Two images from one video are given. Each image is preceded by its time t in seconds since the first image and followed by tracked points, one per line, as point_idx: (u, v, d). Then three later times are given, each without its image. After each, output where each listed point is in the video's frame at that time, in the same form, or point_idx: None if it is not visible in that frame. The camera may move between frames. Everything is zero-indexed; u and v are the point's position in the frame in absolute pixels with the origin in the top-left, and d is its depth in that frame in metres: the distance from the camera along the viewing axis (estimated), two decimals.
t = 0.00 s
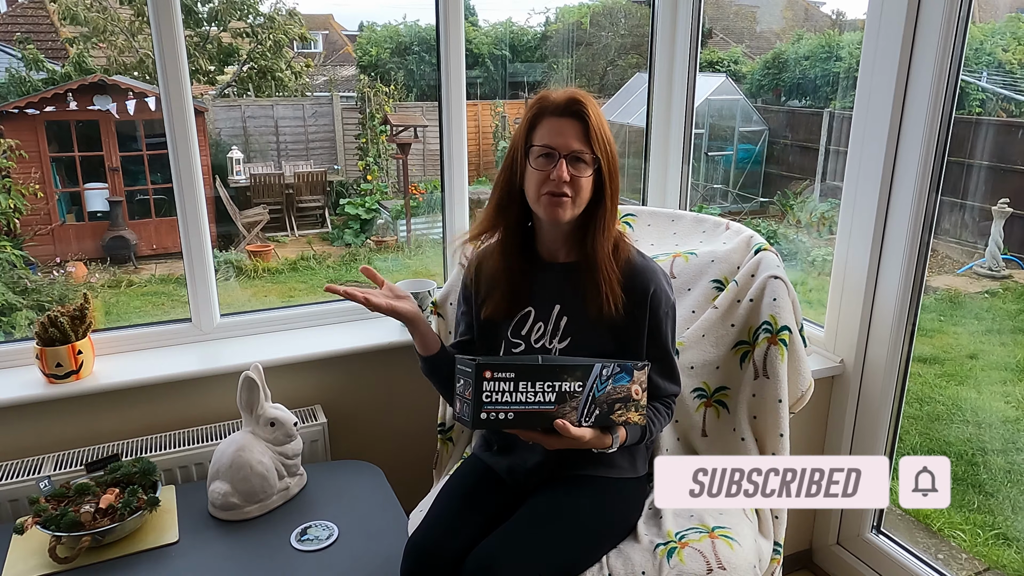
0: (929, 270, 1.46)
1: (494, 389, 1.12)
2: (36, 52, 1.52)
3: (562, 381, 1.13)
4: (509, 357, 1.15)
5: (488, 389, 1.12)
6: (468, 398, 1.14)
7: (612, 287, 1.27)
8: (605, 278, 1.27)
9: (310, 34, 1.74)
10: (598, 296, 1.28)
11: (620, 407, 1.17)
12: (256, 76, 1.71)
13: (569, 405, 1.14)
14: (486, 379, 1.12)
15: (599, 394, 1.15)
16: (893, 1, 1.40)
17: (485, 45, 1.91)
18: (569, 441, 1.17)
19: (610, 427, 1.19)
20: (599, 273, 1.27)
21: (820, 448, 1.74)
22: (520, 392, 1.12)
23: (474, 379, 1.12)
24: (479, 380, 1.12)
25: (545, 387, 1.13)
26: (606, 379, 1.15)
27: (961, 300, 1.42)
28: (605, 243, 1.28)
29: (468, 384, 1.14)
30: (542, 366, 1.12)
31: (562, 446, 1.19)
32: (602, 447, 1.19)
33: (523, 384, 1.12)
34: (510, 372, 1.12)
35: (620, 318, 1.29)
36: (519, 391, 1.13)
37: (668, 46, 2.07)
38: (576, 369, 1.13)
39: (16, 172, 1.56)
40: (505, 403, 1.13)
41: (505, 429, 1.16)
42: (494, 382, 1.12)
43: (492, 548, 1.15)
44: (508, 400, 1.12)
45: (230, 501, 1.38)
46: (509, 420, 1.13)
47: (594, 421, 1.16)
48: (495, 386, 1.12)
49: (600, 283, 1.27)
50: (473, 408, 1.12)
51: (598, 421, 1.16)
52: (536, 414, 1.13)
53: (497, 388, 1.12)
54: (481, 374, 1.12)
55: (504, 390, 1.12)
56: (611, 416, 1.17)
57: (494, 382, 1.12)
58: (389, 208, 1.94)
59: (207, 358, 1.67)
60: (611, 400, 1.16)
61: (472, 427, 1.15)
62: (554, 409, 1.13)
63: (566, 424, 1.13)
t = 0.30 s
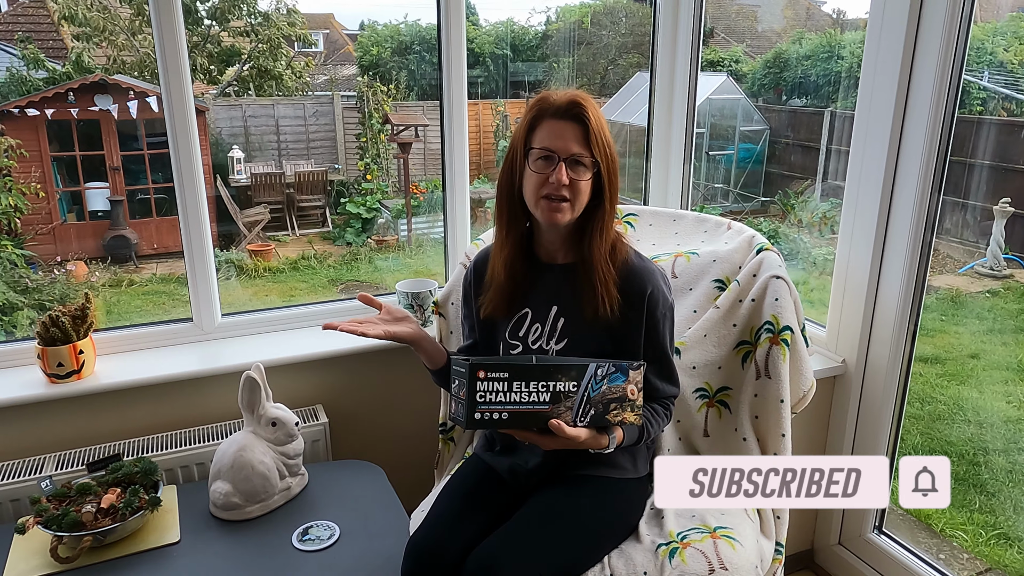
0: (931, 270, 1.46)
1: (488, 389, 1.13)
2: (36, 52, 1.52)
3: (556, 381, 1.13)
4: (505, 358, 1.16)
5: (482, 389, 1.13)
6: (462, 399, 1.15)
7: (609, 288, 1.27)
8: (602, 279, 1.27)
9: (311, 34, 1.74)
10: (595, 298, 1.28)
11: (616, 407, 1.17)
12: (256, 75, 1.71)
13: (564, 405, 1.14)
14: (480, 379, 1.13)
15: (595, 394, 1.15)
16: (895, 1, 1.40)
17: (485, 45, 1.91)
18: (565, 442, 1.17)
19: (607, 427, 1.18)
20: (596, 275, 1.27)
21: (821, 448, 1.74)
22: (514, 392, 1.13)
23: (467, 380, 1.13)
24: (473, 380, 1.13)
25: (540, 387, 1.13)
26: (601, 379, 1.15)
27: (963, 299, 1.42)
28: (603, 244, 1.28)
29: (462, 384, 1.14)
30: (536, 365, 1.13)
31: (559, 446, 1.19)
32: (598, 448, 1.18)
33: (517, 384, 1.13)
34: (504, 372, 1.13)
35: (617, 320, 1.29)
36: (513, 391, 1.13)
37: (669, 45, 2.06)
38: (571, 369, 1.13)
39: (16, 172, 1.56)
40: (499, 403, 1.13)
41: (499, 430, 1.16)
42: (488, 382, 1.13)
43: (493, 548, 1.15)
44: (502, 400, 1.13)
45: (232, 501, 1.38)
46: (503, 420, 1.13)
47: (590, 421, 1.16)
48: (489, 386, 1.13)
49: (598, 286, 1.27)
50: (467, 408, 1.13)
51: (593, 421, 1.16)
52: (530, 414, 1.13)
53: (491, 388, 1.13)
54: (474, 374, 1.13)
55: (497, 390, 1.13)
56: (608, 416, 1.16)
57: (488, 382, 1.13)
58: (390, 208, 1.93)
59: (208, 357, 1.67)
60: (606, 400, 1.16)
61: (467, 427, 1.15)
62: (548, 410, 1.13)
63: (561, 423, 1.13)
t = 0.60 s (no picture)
0: (932, 270, 1.46)
1: (492, 389, 1.12)
2: (36, 51, 1.52)
3: (559, 382, 1.13)
4: (507, 359, 1.16)
5: (486, 390, 1.12)
6: (466, 400, 1.15)
7: (611, 288, 1.27)
8: (604, 279, 1.27)
9: (311, 33, 1.74)
10: (597, 299, 1.27)
11: (619, 406, 1.17)
12: (257, 74, 1.70)
13: (567, 405, 1.14)
14: (483, 380, 1.12)
15: (598, 394, 1.15)
16: None
17: (485, 44, 1.91)
18: (568, 442, 1.17)
19: (610, 427, 1.18)
20: (598, 275, 1.27)
21: (822, 448, 1.74)
22: (518, 393, 1.13)
23: (471, 381, 1.13)
24: (477, 381, 1.12)
25: (543, 388, 1.13)
26: (604, 379, 1.15)
27: (964, 299, 1.42)
28: (604, 244, 1.28)
29: (466, 385, 1.14)
30: (539, 366, 1.12)
31: (562, 446, 1.19)
32: (602, 447, 1.18)
33: (520, 385, 1.13)
34: (508, 373, 1.13)
35: (619, 319, 1.29)
36: (517, 392, 1.13)
37: (670, 44, 2.06)
38: (574, 369, 1.13)
39: (16, 171, 1.56)
40: (502, 404, 1.13)
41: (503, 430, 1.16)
42: (492, 383, 1.12)
43: (494, 548, 1.14)
44: (506, 401, 1.13)
45: (234, 501, 1.38)
46: (507, 421, 1.13)
47: (593, 421, 1.16)
48: (492, 387, 1.12)
49: (599, 285, 1.27)
50: (471, 409, 1.13)
51: (597, 421, 1.16)
52: (534, 414, 1.13)
53: (494, 389, 1.12)
54: (478, 375, 1.12)
55: (501, 390, 1.13)
56: (611, 416, 1.16)
57: (492, 383, 1.12)
58: (391, 208, 1.93)
59: (209, 357, 1.67)
60: (610, 399, 1.16)
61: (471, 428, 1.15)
62: (552, 410, 1.13)
63: (565, 423, 1.13)
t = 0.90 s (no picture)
0: (932, 269, 1.46)
1: (495, 391, 1.12)
2: (36, 52, 1.52)
3: (562, 383, 1.13)
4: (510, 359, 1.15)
5: (489, 392, 1.12)
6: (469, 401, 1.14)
7: (613, 288, 1.27)
8: (606, 279, 1.27)
9: (311, 34, 1.74)
10: (598, 299, 1.27)
11: (621, 407, 1.17)
12: (257, 75, 1.70)
13: (570, 406, 1.14)
14: (487, 381, 1.11)
15: (601, 394, 1.15)
16: None
17: (485, 44, 1.91)
18: (571, 442, 1.17)
19: (612, 428, 1.18)
20: (600, 275, 1.27)
21: (822, 448, 1.74)
22: (521, 394, 1.12)
23: (474, 381, 1.12)
24: (480, 382, 1.11)
25: (546, 389, 1.12)
26: (607, 380, 1.15)
27: (964, 299, 1.42)
28: (606, 244, 1.28)
29: (469, 386, 1.13)
30: (543, 367, 1.12)
31: (564, 447, 1.19)
32: (603, 448, 1.18)
33: (524, 386, 1.12)
34: (511, 374, 1.12)
35: (621, 320, 1.29)
36: (520, 393, 1.12)
37: (670, 44, 2.06)
38: (577, 370, 1.13)
39: (16, 171, 1.56)
40: (505, 405, 1.12)
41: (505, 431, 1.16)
42: (495, 384, 1.12)
43: (494, 548, 1.14)
44: (509, 402, 1.12)
45: (233, 501, 1.38)
46: (510, 422, 1.13)
47: (595, 421, 1.16)
48: (495, 388, 1.12)
49: (601, 286, 1.27)
50: (474, 411, 1.12)
51: (599, 421, 1.16)
52: (536, 415, 1.13)
53: (498, 390, 1.12)
54: (481, 377, 1.11)
55: (504, 392, 1.12)
56: (613, 416, 1.16)
57: (495, 384, 1.12)
58: (391, 208, 1.93)
59: (209, 357, 1.67)
60: (612, 400, 1.16)
61: (473, 429, 1.15)
62: (555, 411, 1.13)
63: (568, 424, 1.13)
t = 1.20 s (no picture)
0: (931, 270, 1.46)
1: (496, 392, 1.12)
2: (35, 52, 1.52)
3: (563, 385, 1.13)
4: (511, 361, 1.15)
5: (491, 393, 1.12)
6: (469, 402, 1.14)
7: (614, 289, 1.27)
8: (606, 280, 1.27)
9: (310, 34, 1.74)
10: (599, 300, 1.28)
11: (622, 409, 1.17)
12: (255, 75, 1.70)
13: (571, 408, 1.14)
14: (488, 383, 1.11)
15: (602, 396, 1.15)
16: None
17: (485, 45, 1.91)
18: (572, 444, 1.17)
19: (613, 429, 1.19)
20: (600, 276, 1.27)
21: (821, 448, 1.74)
22: (522, 396, 1.12)
23: (476, 383, 1.12)
24: (482, 384, 1.11)
25: (547, 390, 1.12)
26: (608, 381, 1.15)
27: (962, 299, 1.42)
28: (606, 245, 1.28)
29: (470, 388, 1.13)
30: (545, 369, 1.12)
31: (564, 449, 1.19)
32: (604, 449, 1.19)
33: (525, 388, 1.12)
34: (512, 375, 1.12)
35: (622, 320, 1.29)
36: (521, 394, 1.12)
37: (669, 45, 2.07)
38: (578, 371, 1.13)
39: (15, 171, 1.56)
40: (506, 406, 1.12)
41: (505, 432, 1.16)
42: (497, 386, 1.12)
43: (494, 548, 1.14)
44: (510, 403, 1.12)
45: (232, 502, 1.38)
46: (512, 423, 1.13)
47: (596, 423, 1.16)
48: (497, 390, 1.12)
49: (601, 286, 1.27)
50: (476, 412, 1.12)
51: (600, 422, 1.16)
52: (537, 417, 1.13)
53: (499, 392, 1.12)
54: (483, 378, 1.11)
55: (506, 393, 1.12)
56: (614, 418, 1.17)
57: (497, 386, 1.12)
58: (390, 208, 1.93)
59: (208, 358, 1.67)
60: (613, 402, 1.16)
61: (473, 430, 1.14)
62: (556, 412, 1.13)
63: (569, 426, 1.13)
